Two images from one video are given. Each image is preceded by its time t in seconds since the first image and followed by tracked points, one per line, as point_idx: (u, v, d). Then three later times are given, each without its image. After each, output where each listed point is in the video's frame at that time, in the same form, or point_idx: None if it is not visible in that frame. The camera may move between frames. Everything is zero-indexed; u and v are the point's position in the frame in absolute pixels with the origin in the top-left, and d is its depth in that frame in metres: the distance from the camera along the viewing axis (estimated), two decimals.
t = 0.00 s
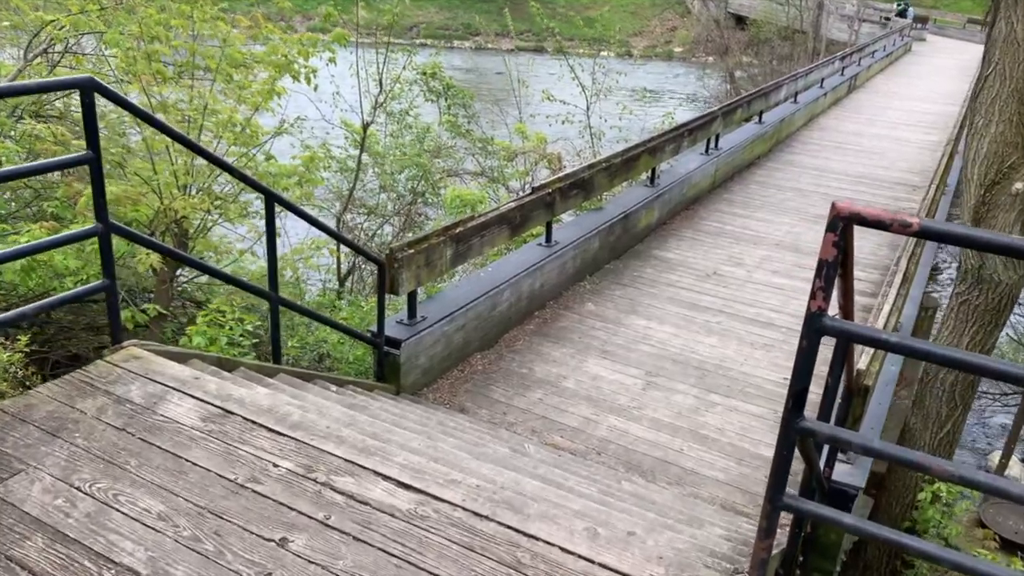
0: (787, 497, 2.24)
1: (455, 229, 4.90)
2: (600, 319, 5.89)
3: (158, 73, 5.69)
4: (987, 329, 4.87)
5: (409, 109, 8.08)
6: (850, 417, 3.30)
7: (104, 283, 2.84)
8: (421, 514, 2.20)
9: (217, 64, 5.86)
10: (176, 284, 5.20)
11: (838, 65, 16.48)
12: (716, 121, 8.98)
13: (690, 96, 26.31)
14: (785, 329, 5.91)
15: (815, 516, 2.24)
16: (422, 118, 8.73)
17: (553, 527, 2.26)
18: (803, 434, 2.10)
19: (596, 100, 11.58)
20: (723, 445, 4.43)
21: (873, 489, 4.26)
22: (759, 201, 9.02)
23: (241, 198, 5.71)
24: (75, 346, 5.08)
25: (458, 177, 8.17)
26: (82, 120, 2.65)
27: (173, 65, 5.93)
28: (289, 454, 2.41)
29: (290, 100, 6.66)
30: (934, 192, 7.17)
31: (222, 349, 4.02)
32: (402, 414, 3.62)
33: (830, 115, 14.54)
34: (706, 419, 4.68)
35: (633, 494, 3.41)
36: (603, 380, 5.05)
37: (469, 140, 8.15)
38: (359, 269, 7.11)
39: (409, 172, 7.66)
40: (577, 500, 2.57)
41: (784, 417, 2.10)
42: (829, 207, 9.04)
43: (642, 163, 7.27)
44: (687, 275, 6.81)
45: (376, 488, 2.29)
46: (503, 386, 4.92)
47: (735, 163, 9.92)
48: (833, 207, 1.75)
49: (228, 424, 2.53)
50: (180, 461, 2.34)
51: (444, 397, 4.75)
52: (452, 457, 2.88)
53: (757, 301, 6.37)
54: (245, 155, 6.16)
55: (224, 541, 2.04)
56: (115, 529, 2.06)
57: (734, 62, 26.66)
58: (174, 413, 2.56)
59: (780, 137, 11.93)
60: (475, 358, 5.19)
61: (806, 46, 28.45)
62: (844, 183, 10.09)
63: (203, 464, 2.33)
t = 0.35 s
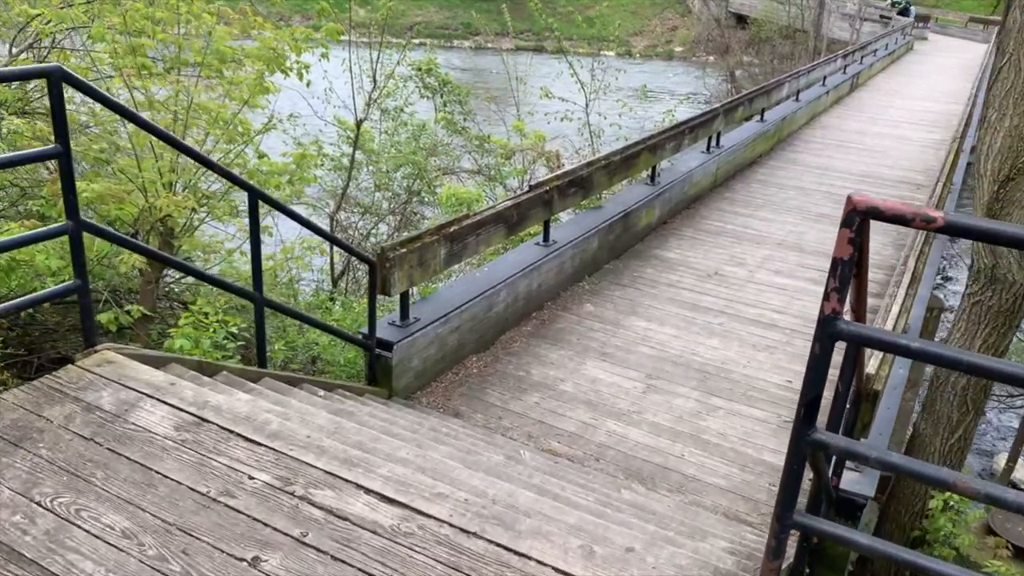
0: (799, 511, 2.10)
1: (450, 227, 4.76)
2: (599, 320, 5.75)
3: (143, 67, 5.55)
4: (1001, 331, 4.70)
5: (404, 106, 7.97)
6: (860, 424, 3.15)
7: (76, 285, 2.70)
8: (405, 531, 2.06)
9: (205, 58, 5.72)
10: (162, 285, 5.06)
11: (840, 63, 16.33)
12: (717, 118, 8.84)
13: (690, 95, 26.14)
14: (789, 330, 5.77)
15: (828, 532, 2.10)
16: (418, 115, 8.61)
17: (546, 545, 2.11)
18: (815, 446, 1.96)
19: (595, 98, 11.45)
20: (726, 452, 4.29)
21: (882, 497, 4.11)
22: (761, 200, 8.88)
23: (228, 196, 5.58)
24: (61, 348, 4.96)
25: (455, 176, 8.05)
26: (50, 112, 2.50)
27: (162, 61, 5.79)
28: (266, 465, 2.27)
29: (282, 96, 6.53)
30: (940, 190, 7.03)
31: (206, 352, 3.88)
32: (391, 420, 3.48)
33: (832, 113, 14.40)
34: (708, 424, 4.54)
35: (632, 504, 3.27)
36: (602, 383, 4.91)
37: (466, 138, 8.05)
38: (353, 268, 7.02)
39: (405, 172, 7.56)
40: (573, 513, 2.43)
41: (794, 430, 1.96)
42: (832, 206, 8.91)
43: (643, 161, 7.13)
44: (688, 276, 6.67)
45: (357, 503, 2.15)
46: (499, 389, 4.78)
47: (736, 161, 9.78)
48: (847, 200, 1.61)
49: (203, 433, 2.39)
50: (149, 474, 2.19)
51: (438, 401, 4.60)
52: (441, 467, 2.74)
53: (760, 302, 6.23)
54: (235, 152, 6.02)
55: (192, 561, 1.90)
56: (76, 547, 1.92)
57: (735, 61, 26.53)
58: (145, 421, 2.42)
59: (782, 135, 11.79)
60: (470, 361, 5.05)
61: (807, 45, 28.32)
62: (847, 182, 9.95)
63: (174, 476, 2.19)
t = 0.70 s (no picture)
0: (823, 526, 1.93)
1: (446, 221, 4.59)
2: (601, 318, 5.58)
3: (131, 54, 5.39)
4: None
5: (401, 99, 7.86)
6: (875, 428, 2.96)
7: (44, 278, 2.54)
8: (392, 545, 1.89)
9: (195, 48, 5.56)
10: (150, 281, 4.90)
11: (844, 59, 16.15)
12: (722, 113, 8.67)
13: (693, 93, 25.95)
14: (797, 329, 5.60)
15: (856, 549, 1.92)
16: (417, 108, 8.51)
17: (544, 560, 1.95)
18: (842, 454, 1.80)
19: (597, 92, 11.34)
20: (733, 454, 4.13)
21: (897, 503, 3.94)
22: (767, 196, 8.71)
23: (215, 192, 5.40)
24: (46, 346, 4.81)
25: (454, 170, 7.91)
26: (15, 93, 2.35)
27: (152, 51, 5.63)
28: (243, 472, 2.10)
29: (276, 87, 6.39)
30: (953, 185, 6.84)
31: (190, 350, 3.72)
32: (383, 422, 3.32)
33: (837, 109, 14.22)
34: (714, 426, 4.37)
35: (636, 511, 3.11)
36: (605, 382, 4.74)
37: (465, 132, 7.94)
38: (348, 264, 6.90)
39: (402, 167, 7.47)
40: (574, 522, 2.27)
41: (821, 436, 1.79)
42: (839, 202, 8.74)
43: (646, 155, 6.96)
44: (693, 272, 6.50)
45: (340, 514, 1.98)
46: (498, 389, 4.61)
47: (741, 157, 9.61)
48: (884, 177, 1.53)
49: (176, 437, 2.22)
50: (116, 481, 2.03)
51: (434, 401, 4.43)
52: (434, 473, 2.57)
53: (767, 299, 6.06)
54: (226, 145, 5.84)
55: None
56: (29, 563, 1.75)
57: (737, 59, 26.34)
58: (115, 424, 2.25)
59: (787, 131, 11.61)
60: (468, 360, 4.88)
61: (810, 42, 28.13)
62: (854, 178, 9.78)
63: (142, 484, 2.02)
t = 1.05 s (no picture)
0: (841, 538, 1.78)
1: (442, 215, 4.45)
2: (602, 316, 5.43)
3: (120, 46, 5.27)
4: None
5: (398, 93, 7.82)
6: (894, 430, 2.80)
7: (12, 267, 2.41)
8: (371, 557, 1.75)
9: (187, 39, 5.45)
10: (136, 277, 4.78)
11: (848, 56, 16.01)
12: (725, 108, 8.52)
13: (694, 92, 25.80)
14: (803, 327, 5.45)
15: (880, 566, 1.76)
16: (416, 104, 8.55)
17: (538, 571, 1.80)
18: (865, 455, 1.66)
19: (598, 86, 11.26)
20: (739, 456, 3.98)
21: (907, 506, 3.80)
22: (771, 193, 8.56)
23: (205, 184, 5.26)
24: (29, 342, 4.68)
25: (451, 165, 7.90)
26: None
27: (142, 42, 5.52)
28: (216, 475, 1.96)
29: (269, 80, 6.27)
30: (964, 178, 6.67)
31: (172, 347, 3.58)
32: (373, 422, 3.17)
33: (841, 107, 14.08)
34: (719, 426, 4.22)
35: (638, 515, 2.96)
36: (606, 381, 4.60)
37: (463, 127, 7.93)
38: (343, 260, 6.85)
39: (398, 161, 7.54)
40: (571, 528, 2.12)
41: (841, 437, 1.67)
42: (844, 199, 8.59)
43: (649, 150, 6.82)
44: (696, 269, 6.35)
45: (318, 521, 1.84)
46: (496, 388, 4.46)
47: (744, 154, 9.47)
48: (916, 147, 1.45)
49: (146, 437, 2.08)
50: (77, 485, 1.88)
51: (429, 401, 4.28)
52: (423, 476, 2.42)
53: (772, 297, 5.91)
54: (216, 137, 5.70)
55: None
56: None
57: (740, 59, 26.19)
58: (80, 424, 2.10)
59: (790, 128, 11.47)
60: (464, 358, 4.73)
61: (813, 42, 28.00)
62: (858, 175, 9.63)
63: (105, 488, 1.87)
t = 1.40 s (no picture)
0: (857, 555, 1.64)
1: (437, 210, 4.32)
2: (603, 315, 5.29)
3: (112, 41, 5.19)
4: None
5: (397, 87, 7.81)
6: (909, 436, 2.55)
7: None
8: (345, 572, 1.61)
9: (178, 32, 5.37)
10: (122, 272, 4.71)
11: (855, 54, 15.85)
12: (731, 104, 8.38)
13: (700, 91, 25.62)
14: (811, 327, 5.31)
15: None
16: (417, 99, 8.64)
17: None
18: (881, 464, 1.53)
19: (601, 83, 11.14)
20: (744, 459, 3.85)
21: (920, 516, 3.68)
22: (778, 191, 8.41)
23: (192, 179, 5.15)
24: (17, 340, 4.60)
25: (452, 161, 7.98)
26: None
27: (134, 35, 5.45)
28: (182, 481, 1.83)
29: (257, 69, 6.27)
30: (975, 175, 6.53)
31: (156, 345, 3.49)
32: (362, 424, 3.04)
33: (848, 104, 13.92)
34: (724, 429, 4.08)
35: (638, 523, 2.83)
36: (607, 382, 4.46)
37: (464, 122, 7.96)
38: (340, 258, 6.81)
39: (396, 157, 7.58)
40: (565, 538, 1.99)
41: (856, 446, 1.54)
42: (852, 197, 8.44)
43: (652, 146, 6.69)
44: (701, 268, 6.21)
45: (289, 532, 1.71)
46: (493, 388, 4.33)
47: (751, 151, 9.32)
48: (943, 118, 1.34)
49: (111, 440, 1.95)
50: (33, 492, 1.75)
51: (425, 402, 4.15)
52: (410, 483, 2.29)
53: (778, 296, 5.76)
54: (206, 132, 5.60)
55: None
56: None
57: (746, 57, 26.00)
58: (41, 426, 1.97)
59: (797, 125, 11.32)
60: (461, 358, 4.60)
61: (820, 41, 27.82)
62: (866, 173, 9.48)
63: (62, 495, 1.75)
